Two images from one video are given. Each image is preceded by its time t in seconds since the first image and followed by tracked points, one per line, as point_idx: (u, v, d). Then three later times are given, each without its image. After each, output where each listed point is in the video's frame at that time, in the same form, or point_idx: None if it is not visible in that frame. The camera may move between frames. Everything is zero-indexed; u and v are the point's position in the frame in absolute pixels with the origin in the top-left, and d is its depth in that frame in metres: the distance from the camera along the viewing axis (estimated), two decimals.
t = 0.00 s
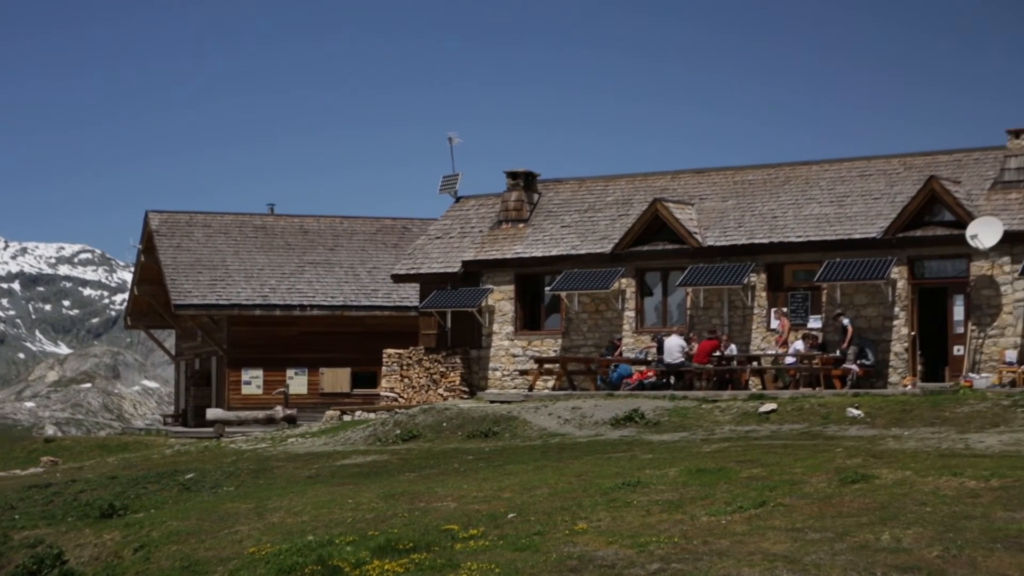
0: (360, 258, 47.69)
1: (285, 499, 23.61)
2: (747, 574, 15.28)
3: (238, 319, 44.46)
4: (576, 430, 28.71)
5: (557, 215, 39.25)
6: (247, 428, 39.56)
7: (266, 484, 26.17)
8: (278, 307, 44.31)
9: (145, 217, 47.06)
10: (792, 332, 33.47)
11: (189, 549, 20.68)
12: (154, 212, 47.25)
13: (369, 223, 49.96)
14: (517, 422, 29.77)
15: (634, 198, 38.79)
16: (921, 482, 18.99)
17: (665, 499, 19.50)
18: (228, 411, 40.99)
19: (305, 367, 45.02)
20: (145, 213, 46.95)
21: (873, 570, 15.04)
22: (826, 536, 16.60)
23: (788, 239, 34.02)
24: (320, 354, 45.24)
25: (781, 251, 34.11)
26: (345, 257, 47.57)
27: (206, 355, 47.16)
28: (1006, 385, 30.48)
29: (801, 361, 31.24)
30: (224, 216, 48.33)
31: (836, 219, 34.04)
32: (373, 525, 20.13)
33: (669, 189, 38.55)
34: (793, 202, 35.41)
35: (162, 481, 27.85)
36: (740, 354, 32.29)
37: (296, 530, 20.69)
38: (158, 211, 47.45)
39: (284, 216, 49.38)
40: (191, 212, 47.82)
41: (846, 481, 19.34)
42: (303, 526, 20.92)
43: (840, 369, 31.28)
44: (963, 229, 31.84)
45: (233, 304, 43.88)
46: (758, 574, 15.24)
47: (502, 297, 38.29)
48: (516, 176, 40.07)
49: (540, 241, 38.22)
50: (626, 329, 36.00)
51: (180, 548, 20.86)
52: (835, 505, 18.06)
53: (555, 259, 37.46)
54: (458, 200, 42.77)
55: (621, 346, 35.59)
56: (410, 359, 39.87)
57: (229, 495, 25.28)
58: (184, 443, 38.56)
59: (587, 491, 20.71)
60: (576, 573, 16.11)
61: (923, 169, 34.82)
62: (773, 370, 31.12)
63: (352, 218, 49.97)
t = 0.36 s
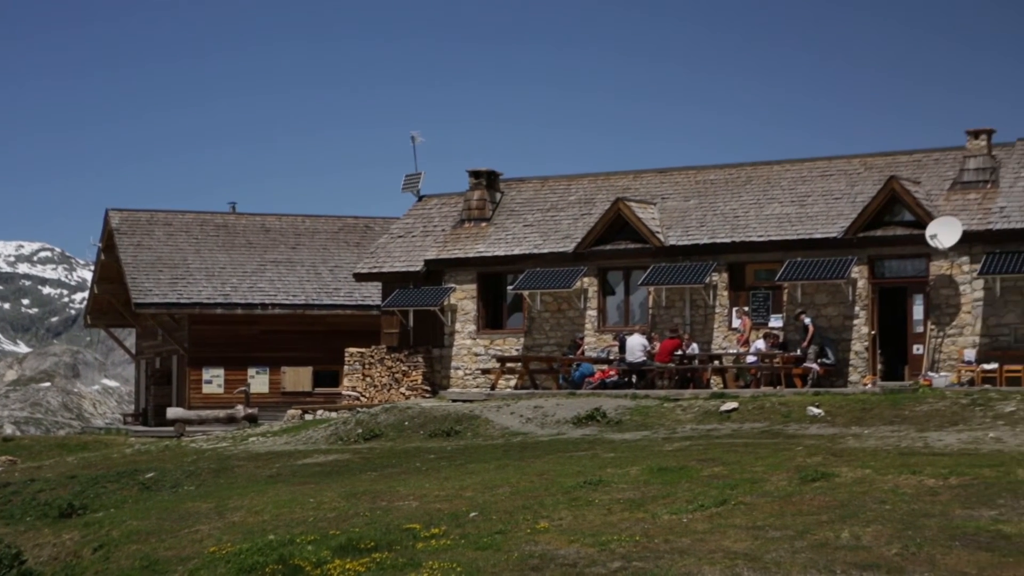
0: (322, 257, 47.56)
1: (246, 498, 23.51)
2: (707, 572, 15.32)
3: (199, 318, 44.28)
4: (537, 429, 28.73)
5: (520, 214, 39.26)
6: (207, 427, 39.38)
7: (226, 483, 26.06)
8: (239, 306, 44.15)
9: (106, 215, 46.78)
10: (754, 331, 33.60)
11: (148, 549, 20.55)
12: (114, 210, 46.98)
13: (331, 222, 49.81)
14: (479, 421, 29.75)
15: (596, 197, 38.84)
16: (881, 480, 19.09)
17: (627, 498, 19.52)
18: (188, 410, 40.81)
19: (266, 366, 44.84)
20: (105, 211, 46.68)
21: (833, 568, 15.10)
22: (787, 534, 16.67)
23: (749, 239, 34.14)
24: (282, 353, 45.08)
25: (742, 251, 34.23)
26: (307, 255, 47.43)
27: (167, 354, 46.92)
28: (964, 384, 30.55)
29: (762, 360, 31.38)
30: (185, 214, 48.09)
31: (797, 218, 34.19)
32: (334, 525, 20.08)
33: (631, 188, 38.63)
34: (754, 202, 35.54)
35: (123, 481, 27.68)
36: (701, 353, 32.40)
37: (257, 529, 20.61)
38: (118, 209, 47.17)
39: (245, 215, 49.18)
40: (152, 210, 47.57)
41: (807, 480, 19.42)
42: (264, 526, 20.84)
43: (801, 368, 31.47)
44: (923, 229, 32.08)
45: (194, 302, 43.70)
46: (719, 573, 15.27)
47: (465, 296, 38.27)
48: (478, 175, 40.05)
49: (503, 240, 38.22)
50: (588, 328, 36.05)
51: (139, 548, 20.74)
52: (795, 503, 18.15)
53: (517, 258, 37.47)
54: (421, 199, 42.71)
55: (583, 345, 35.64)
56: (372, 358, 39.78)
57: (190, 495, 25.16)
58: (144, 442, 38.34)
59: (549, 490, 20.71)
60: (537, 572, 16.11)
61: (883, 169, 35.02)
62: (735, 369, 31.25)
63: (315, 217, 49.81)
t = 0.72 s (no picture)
0: (289, 257, 47.44)
1: (212, 499, 23.43)
2: (676, 572, 15.36)
3: (166, 318, 44.12)
4: (506, 429, 28.74)
5: (488, 214, 39.27)
6: (174, 427, 39.24)
7: (193, 484, 25.97)
8: (206, 306, 44.00)
9: (71, 214, 46.53)
10: (721, 331, 33.72)
11: (115, 550, 20.45)
12: (80, 210, 46.73)
13: (298, 222, 49.68)
14: (447, 421, 29.73)
15: (564, 197, 38.88)
16: (848, 480, 19.19)
17: (595, 498, 19.55)
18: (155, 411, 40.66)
19: (233, 367, 44.69)
20: (71, 210, 46.43)
21: (800, 567, 15.16)
22: (754, 533, 16.74)
23: (717, 239, 34.25)
24: (249, 354, 44.94)
25: (710, 251, 34.32)
26: (275, 255, 47.30)
27: (134, 354, 46.72)
28: (930, 384, 30.75)
29: (730, 360, 31.52)
30: (151, 214, 47.88)
31: (764, 219, 34.32)
32: (302, 525, 20.04)
33: (599, 189, 38.68)
34: (722, 203, 35.65)
35: (88, 482, 27.54)
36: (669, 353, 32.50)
37: (224, 530, 20.54)
38: (84, 208, 46.92)
39: (212, 215, 49.00)
40: (118, 209, 47.34)
41: (774, 479, 19.50)
42: (231, 526, 20.78)
43: (768, 368, 31.64)
44: (889, 230, 32.27)
45: (161, 303, 43.53)
46: (688, 572, 15.31)
47: (433, 297, 38.24)
48: (447, 176, 40.03)
49: (471, 240, 38.22)
50: (556, 329, 36.08)
51: (106, 549, 20.65)
52: (762, 503, 18.22)
53: (486, 258, 37.48)
54: (389, 199, 42.65)
55: (551, 345, 35.68)
56: (340, 358, 39.67)
57: (157, 495, 25.06)
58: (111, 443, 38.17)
59: (517, 490, 20.72)
60: (505, 572, 16.11)
61: (850, 170, 35.19)
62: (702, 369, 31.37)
63: (282, 217, 49.66)
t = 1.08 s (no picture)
0: (254, 256, 47.27)
1: (176, 499, 23.32)
2: (640, 571, 15.38)
3: (129, 317, 43.91)
4: (471, 429, 28.72)
5: (453, 213, 39.23)
6: (138, 427, 39.02)
7: (156, 484, 25.84)
8: (170, 305, 43.81)
9: (34, 213, 46.24)
10: (686, 331, 33.80)
11: (77, 551, 20.32)
12: (43, 208, 46.44)
13: (263, 221, 49.50)
14: (412, 420, 29.69)
15: (530, 197, 38.89)
16: (812, 479, 19.26)
17: (559, 498, 19.55)
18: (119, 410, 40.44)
19: (198, 366, 44.49)
20: (34, 209, 46.14)
21: (764, 566, 15.20)
22: (718, 532, 16.78)
23: (682, 239, 34.33)
24: (214, 353, 44.74)
25: (675, 251, 34.40)
26: (239, 254, 47.13)
27: (97, 353, 46.46)
28: (893, 383, 30.87)
29: (695, 360, 31.62)
30: (115, 212, 47.61)
31: (729, 219, 34.42)
32: (265, 525, 19.97)
33: (565, 188, 38.70)
34: (687, 203, 35.73)
35: (51, 482, 27.36)
36: (634, 353, 32.57)
37: (188, 530, 20.46)
38: (47, 207, 46.63)
39: (176, 213, 48.76)
40: (81, 208, 47.07)
41: (738, 479, 19.55)
42: (195, 526, 20.70)
43: (733, 368, 31.76)
44: (853, 230, 32.42)
45: (124, 302, 43.32)
46: (652, 572, 15.33)
47: (398, 296, 38.19)
48: (412, 175, 39.97)
49: (436, 239, 38.18)
50: (521, 328, 36.10)
51: (68, 550, 20.52)
52: (727, 502, 18.27)
53: (451, 258, 37.44)
54: (354, 198, 42.55)
55: (516, 345, 35.69)
56: (305, 358, 39.49)
57: (120, 495, 24.93)
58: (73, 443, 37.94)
59: (482, 490, 20.71)
60: (470, 572, 16.10)
61: (814, 170, 35.34)
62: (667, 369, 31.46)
63: (247, 216, 49.47)
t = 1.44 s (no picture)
0: (221, 255, 47.10)
1: (141, 499, 23.21)
2: (607, 570, 15.40)
3: (95, 317, 43.71)
4: (438, 428, 28.70)
5: (421, 213, 39.20)
6: (103, 426, 38.76)
7: (121, 484, 25.70)
8: (136, 305, 43.62)
9: None
10: (653, 331, 33.87)
11: (41, 551, 20.18)
12: (7, 207, 46.16)
13: (230, 220, 49.33)
14: (379, 420, 29.64)
15: (497, 197, 38.89)
16: (778, 478, 19.33)
17: (526, 498, 19.55)
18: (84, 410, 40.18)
19: (164, 366, 44.28)
20: None
21: (730, 566, 15.25)
22: (684, 532, 16.82)
23: (649, 239, 34.39)
24: (180, 352, 44.55)
25: (642, 251, 34.46)
26: (206, 254, 46.95)
27: (62, 353, 46.20)
28: (859, 383, 31.11)
29: (662, 359, 31.71)
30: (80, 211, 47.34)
31: (696, 219, 34.50)
32: (231, 526, 19.90)
33: (532, 188, 38.72)
34: (654, 203, 35.80)
35: (15, 482, 27.19)
36: (601, 353, 32.61)
37: (153, 531, 20.37)
38: (11, 206, 46.36)
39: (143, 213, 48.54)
40: (46, 207, 46.81)
41: (705, 478, 19.60)
42: (161, 526, 20.61)
43: (699, 368, 31.86)
44: (819, 230, 32.55)
45: (90, 301, 43.12)
46: (619, 571, 15.36)
47: (365, 296, 38.14)
48: (380, 174, 39.92)
49: (404, 239, 38.13)
50: (488, 328, 36.10)
51: (32, 550, 20.39)
52: (693, 502, 18.32)
53: (419, 257, 37.40)
54: (321, 198, 42.46)
55: (484, 345, 35.69)
56: (272, 357, 39.28)
57: (85, 496, 24.79)
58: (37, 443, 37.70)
59: (449, 490, 20.69)
60: (437, 572, 16.08)
61: (781, 171, 35.46)
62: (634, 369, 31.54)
63: (213, 215, 49.29)
